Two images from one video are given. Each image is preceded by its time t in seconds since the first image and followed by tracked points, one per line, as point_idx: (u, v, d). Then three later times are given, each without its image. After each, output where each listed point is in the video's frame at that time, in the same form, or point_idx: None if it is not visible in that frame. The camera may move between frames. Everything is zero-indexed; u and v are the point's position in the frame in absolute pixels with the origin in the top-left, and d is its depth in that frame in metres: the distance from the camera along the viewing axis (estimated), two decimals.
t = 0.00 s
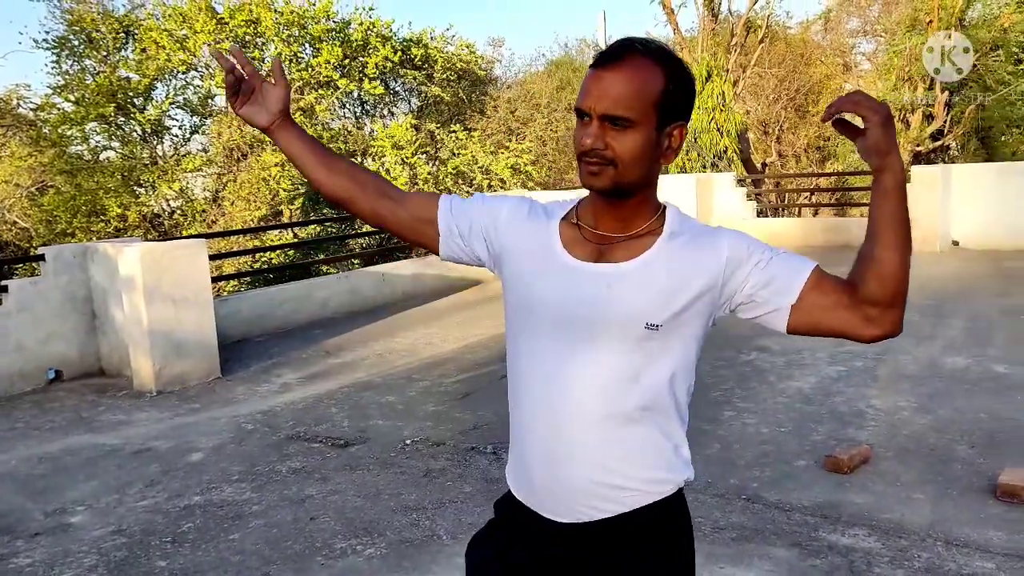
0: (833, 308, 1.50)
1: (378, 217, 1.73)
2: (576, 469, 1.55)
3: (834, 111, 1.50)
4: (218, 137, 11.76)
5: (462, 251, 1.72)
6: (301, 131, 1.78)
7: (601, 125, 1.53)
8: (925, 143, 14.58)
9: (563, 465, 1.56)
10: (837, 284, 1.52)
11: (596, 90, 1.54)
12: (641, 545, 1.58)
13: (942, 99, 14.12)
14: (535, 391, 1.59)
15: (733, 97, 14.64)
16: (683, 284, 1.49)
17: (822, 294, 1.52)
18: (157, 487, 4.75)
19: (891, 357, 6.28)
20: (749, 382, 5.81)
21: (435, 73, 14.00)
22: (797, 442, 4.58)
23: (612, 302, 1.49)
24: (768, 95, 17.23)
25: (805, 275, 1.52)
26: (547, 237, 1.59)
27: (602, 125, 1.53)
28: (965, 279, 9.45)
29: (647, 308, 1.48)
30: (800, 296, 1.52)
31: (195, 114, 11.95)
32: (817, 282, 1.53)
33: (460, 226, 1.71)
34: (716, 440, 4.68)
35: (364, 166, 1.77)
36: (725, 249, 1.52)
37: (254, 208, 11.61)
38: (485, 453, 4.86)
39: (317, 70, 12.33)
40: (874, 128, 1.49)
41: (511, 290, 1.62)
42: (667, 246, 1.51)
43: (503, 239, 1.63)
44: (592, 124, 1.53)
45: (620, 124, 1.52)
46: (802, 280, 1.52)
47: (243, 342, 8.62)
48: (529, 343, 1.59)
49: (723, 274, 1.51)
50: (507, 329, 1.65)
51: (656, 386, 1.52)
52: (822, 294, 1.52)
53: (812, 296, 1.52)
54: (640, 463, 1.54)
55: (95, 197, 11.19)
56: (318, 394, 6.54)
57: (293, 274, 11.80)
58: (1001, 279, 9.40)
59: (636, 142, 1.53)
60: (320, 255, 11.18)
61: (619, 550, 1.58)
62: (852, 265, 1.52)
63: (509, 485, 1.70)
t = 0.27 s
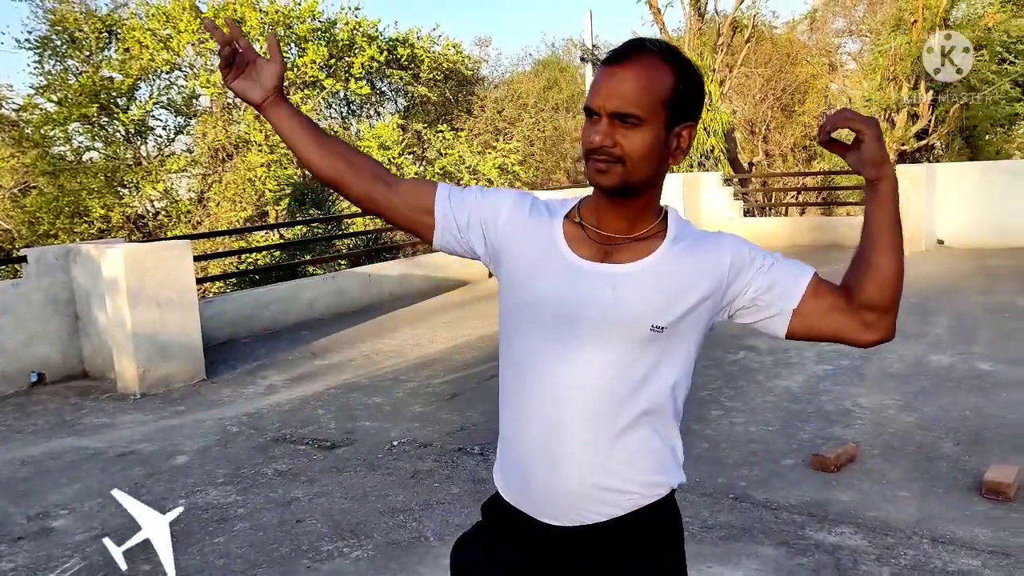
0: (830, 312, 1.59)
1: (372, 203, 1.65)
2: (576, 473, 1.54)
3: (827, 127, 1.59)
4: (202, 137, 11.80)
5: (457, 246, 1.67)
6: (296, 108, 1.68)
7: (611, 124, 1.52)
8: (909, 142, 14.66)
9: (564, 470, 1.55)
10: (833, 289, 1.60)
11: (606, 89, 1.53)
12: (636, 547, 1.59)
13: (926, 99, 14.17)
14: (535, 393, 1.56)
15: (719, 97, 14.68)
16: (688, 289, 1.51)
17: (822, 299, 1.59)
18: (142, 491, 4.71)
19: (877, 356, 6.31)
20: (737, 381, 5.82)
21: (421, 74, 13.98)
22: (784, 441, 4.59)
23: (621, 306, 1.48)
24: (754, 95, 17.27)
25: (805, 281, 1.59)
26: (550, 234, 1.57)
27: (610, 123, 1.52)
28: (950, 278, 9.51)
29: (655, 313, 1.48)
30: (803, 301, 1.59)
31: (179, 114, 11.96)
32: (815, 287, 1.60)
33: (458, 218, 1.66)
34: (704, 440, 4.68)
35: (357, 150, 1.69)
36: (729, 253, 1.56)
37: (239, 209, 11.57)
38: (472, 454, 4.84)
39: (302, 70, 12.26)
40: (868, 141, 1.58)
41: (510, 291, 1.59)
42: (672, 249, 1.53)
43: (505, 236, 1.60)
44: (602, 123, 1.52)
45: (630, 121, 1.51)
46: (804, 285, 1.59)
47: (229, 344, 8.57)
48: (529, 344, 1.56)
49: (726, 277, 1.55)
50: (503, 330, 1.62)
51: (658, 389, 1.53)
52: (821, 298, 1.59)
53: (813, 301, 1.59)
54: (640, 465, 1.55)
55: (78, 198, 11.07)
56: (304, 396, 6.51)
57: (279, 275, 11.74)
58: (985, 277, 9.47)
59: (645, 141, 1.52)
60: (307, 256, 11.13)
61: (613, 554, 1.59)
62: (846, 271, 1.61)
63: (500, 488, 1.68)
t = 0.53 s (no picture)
0: (827, 318, 1.61)
1: (369, 200, 1.63)
2: (572, 474, 1.54)
3: (826, 134, 1.61)
4: (191, 138, 11.85)
5: (453, 245, 1.66)
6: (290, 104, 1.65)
7: (613, 124, 1.52)
8: (897, 142, 14.74)
9: (559, 471, 1.55)
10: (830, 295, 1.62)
11: (607, 90, 1.53)
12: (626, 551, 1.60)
13: (914, 99, 14.25)
14: (531, 394, 1.56)
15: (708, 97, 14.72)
16: (685, 292, 1.51)
17: (819, 306, 1.61)
18: (131, 493, 4.68)
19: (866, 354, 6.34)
20: (726, 380, 5.84)
21: (410, 74, 13.98)
22: (773, 440, 4.61)
23: (618, 307, 1.48)
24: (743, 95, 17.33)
25: (803, 287, 1.61)
26: (548, 235, 1.56)
27: (611, 124, 1.52)
28: (938, 277, 9.56)
29: (654, 315, 1.49)
30: (800, 307, 1.60)
31: (167, 115, 11.98)
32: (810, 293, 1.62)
33: (453, 217, 1.65)
34: (694, 439, 4.69)
35: (353, 148, 1.66)
36: (726, 256, 1.57)
37: (228, 211, 11.55)
38: (462, 455, 4.84)
39: (291, 71, 12.24)
40: (867, 148, 1.61)
41: (507, 292, 1.59)
42: (670, 252, 1.53)
43: (503, 236, 1.59)
44: (602, 124, 1.52)
45: (630, 122, 1.51)
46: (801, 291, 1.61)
47: (218, 345, 8.54)
48: (525, 344, 1.56)
49: (723, 281, 1.56)
50: (499, 330, 1.62)
51: (653, 391, 1.54)
52: (819, 305, 1.61)
53: (809, 307, 1.60)
54: (635, 467, 1.56)
55: (65, 200, 10.85)
56: (294, 397, 6.49)
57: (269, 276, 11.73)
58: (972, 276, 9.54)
59: (646, 142, 1.52)
60: (296, 257, 11.11)
61: (602, 557, 1.60)
62: (842, 278, 1.63)
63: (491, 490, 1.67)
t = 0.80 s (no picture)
0: (822, 322, 1.62)
1: (366, 201, 1.61)
2: (566, 474, 1.55)
3: (823, 139, 1.61)
4: (182, 141, 11.81)
5: (449, 246, 1.66)
6: (284, 104, 1.62)
7: (609, 126, 1.52)
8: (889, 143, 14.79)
9: (554, 470, 1.55)
10: (825, 299, 1.63)
11: (603, 92, 1.53)
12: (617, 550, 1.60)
13: (905, 100, 14.30)
14: (524, 393, 1.56)
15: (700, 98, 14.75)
16: (682, 294, 1.52)
17: (815, 309, 1.62)
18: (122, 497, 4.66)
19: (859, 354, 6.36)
20: (720, 381, 5.85)
21: (403, 76, 13.98)
22: (767, 440, 4.61)
23: (614, 309, 1.49)
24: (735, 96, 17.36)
25: (799, 291, 1.62)
26: (544, 237, 1.57)
27: (607, 127, 1.52)
28: (930, 277, 9.59)
29: (650, 317, 1.49)
30: (796, 311, 1.61)
31: (159, 117, 11.79)
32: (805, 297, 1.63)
33: (450, 217, 1.64)
34: (688, 439, 4.70)
35: (349, 149, 1.64)
36: (722, 258, 1.57)
37: (220, 214, 11.74)
38: (457, 457, 4.83)
39: (283, 72, 12.18)
40: (866, 154, 1.61)
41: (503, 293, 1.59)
42: (666, 254, 1.54)
43: (500, 237, 1.60)
44: (598, 126, 1.52)
45: (627, 125, 1.51)
46: (797, 294, 1.62)
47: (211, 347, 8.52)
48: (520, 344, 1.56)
49: (719, 283, 1.57)
50: (493, 330, 1.62)
51: (648, 393, 1.54)
52: (814, 308, 1.62)
53: (805, 310, 1.62)
54: (631, 469, 1.57)
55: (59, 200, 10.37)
56: (287, 400, 6.48)
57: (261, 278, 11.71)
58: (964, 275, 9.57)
59: (643, 144, 1.52)
60: (288, 259, 11.10)
61: (593, 559, 1.60)
62: (838, 280, 1.64)
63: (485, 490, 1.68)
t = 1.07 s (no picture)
0: (815, 324, 1.76)
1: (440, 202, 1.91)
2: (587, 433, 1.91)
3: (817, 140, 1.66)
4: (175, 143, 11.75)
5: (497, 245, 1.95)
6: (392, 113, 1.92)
7: (600, 129, 1.66)
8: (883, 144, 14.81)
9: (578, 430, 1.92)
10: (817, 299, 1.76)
11: (594, 97, 1.66)
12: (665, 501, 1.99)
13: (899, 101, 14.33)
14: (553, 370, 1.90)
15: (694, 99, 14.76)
16: (678, 295, 1.75)
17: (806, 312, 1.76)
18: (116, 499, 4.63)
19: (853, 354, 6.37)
20: (715, 381, 5.85)
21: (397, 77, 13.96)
22: (763, 441, 4.62)
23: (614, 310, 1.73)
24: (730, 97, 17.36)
25: (793, 293, 1.77)
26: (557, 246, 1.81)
27: (599, 130, 1.66)
28: (924, 277, 9.61)
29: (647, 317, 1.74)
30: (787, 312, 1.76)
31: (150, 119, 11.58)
32: (801, 298, 1.77)
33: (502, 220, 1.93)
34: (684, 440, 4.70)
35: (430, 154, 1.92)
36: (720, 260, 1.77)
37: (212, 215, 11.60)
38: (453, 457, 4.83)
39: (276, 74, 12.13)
40: (860, 156, 1.66)
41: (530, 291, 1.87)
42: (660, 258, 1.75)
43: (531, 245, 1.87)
44: (590, 129, 1.67)
45: (615, 127, 1.65)
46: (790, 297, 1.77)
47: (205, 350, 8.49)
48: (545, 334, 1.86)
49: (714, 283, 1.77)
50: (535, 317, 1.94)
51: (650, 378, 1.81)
52: (805, 310, 1.76)
53: (796, 311, 1.76)
54: (647, 437, 1.88)
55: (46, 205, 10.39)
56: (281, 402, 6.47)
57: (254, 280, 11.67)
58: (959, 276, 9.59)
59: (633, 145, 1.66)
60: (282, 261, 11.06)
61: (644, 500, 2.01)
62: (834, 280, 1.74)
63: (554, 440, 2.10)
